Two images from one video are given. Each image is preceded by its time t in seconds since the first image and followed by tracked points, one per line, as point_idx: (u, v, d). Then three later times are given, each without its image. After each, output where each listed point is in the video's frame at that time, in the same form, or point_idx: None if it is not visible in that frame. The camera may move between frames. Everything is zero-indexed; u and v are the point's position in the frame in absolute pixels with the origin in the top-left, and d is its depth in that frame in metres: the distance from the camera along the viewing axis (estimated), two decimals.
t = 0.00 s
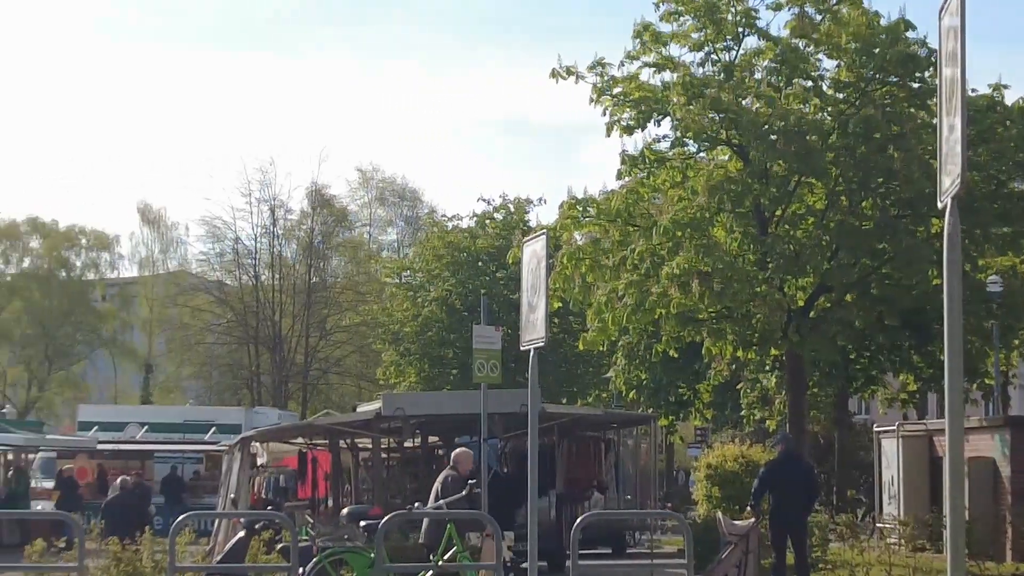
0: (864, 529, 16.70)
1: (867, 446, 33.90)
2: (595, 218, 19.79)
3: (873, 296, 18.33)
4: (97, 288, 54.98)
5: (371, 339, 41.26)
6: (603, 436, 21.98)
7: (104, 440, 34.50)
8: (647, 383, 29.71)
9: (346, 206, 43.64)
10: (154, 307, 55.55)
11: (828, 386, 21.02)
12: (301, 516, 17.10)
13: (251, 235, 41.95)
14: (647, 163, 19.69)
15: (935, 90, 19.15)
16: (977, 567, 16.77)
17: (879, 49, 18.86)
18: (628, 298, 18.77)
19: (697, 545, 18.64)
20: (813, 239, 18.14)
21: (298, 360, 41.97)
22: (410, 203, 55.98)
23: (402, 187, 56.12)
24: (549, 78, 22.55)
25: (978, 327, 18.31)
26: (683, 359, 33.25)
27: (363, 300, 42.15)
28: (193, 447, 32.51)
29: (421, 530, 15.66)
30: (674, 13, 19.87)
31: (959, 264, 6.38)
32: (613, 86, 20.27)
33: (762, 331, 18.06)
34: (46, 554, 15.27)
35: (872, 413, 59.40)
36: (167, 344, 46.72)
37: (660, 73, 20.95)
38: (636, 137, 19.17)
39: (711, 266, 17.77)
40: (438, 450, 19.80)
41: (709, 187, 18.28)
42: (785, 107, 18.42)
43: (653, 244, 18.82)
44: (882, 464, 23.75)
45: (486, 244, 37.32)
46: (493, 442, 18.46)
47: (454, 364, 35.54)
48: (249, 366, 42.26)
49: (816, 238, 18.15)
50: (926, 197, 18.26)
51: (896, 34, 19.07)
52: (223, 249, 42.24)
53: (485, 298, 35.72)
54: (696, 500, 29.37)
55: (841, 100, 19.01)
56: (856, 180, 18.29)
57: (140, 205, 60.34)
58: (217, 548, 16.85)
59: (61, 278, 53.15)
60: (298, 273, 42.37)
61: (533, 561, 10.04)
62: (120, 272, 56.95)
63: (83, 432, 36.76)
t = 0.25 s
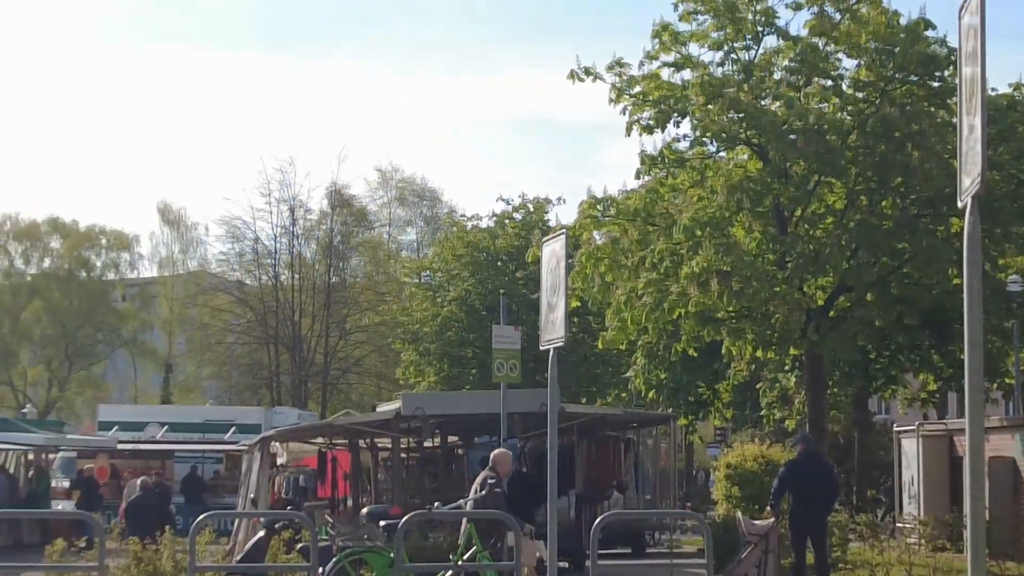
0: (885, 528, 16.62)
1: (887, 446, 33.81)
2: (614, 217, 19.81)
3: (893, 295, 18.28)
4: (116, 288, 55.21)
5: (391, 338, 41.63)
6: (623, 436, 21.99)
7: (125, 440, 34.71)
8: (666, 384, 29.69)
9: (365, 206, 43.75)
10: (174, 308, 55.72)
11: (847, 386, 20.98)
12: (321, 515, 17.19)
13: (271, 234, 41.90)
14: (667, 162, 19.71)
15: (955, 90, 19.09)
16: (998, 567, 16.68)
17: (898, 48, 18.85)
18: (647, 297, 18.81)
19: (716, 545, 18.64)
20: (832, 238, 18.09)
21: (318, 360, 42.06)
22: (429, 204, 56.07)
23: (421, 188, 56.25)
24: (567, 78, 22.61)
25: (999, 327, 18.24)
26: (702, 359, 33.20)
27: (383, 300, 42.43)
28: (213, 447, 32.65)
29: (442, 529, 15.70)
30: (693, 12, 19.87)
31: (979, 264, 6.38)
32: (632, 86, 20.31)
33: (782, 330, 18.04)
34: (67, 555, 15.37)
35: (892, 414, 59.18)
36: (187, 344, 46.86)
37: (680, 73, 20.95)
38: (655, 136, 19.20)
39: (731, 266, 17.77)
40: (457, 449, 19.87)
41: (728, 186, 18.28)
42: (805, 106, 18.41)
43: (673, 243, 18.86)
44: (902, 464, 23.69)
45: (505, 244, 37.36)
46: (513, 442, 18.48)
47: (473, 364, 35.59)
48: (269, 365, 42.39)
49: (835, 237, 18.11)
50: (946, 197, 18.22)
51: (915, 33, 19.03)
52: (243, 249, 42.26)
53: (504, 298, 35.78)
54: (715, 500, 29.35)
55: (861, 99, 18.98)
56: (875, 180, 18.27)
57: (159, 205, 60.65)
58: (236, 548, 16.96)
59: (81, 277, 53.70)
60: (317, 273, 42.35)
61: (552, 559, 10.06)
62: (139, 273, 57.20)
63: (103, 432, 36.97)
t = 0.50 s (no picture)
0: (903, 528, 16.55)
1: (906, 446, 33.73)
2: (632, 217, 19.87)
3: (912, 295, 18.25)
4: (135, 289, 55.44)
5: (409, 337, 41.63)
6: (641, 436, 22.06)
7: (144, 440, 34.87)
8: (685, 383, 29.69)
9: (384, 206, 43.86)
10: (193, 308, 55.92)
11: (866, 386, 20.97)
12: (340, 516, 17.26)
13: (289, 235, 42.18)
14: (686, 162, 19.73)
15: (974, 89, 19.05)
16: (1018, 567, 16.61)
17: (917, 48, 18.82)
18: (666, 297, 18.87)
19: (735, 544, 18.68)
20: (851, 238, 18.02)
21: (337, 360, 42.08)
22: (448, 204, 56.16)
23: (439, 188, 56.36)
24: (585, 79, 22.65)
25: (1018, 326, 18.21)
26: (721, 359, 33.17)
27: (400, 300, 42.41)
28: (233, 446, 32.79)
29: (461, 528, 15.75)
30: (712, 12, 19.89)
31: (999, 263, 6.39)
32: (650, 86, 20.34)
33: (800, 331, 17.99)
34: (88, 554, 15.48)
35: (912, 413, 58.98)
36: (206, 344, 47.04)
37: (698, 73, 20.97)
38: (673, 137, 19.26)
39: (750, 266, 17.80)
40: (476, 449, 19.93)
41: (747, 186, 18.30)
42: (824, 106, 18.42)
43: (693, 242, 18.96)
44: (921, 464, 23.65)
45: (524, 244, 37.42)
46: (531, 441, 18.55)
47: (492, 364, 35.63)
48: (288, 366, 42.53)
49: (854, 237, 18.07)
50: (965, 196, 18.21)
51: (935, 32, 19.02)
52: (262, 250, 42.52)
53: (522, 297, 35.84)
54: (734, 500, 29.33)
55: (880, 98, 18.97)
56: (894, 179, 18.27)
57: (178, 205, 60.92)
58: (256, 548, 17.04)
59: (100, 278, 53.93)
60: (336, 273, 42.62)
61: (571, 558, 10.12)
62: (158, 273, 57.45)
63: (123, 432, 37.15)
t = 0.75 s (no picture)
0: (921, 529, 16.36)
1: (924, 446, 33.66)
2: (649, 216, 19.93)
3: (929, 295, 18.25)
4: (153, 289, 55.69)
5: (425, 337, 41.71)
6: (658, 436, 22.15)
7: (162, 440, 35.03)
8: (703, 383, 29.70)
9: (401, 206, 43.95)
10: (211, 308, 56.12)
11: (883, 387, 20.97)
12: (357, 516, 17.33)
13: (307, 235, 42.18)
14: (703, 161, 19.68)
15: (993, 88, 18.96)
16: None
17: (935, 48, 18.83)
18: (683, 296, 18.91)
19: (752, 544, 18.68)
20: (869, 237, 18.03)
21: (354, 360, 42.21)
22: (465, 204, 56.26)
23: (456, 188, 56.47)
24: (603, 80, 22.69)
25: None
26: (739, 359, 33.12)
27: (418, 300, 42.48)
28: (251, 446, 32.92)
29: (479, 528, 15.82)
30: (728, 12, 19.88)
31: (1015, 263, 6.35)
32: (667, 86, 20.36)
33: (818, 330, 17.98)
34: (107, 554, 15.58)
35: (930, 413, 58.84)
36: (224, 344, 47.19)
37: (716, 72, 20.98)
38: (690, 136, 19.30)
39: (768, 265, 17.82)
40: (493, 449, 20.01)
41: (765, 186, 18.30)
42: (841, 106, 18.41)
43: (709, 242, 18.97)
44: (939, 463, 23.62)
45: (541, 244, 37.48)
46: (549, 442, 18.61)
47: (509, 363, 35.68)
48: (305, 366, 42.65)
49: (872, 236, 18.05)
50: (983, 196, 18.22)
51: (952, 32, 18.99)
52: (279, 249, 42.57)
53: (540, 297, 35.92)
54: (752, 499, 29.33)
55: (897, 98, 18.92)
56: (911, 179, 18.25)
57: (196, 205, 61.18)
58: (273, 548, 17.14)
59: (118, 278, 54.16)
60: (354, 274, 42.63)
61: (588, 557, 10.16)
62: (176, 273, 57.69)
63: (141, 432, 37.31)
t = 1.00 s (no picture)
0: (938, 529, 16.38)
1: (942, 446, 33.61)
2: (666, 216, 20.00)
3: (946, 295, 18.26)
4: (170, 289, 55.93)
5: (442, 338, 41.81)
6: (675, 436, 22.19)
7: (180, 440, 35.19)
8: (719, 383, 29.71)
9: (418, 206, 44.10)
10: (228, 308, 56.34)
11: (900, 387, 20.97)
12: (374, 516, 17.39)
13: (323, 235, 42.32)
14: (719, 162, 19.66)
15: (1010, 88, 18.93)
16: None
17: (952, 47, 18.81)
18: (701, 296, 18.99)
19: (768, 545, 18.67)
20: (886, 238, 18.04)
21: (371, 359, 42.34)
22: (482, 204, 56.34)
23: (472, 188, 56.58)
24: (619, 81, 22.73)
25: None
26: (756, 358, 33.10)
27: (434, 300, 42.58)
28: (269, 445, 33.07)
29: (496, 528, 15.86)
30: (745, 12, 19.91)
31: None
32: (683, 87, 20.39)
33: (835, 330, 17.97)
34: (124, 554, 15.67)
35: (947, 413, 58.69)
36: (241, 345, 47.33)
37: (732, 72, 21.00)
38: (707, 136, 19.33)
39: (785, 264, 17.89)
40: (510, 449, 20.07)
41: (782, 186, 18.31)
42: (858, 106, 18.41)
43: (726, 242, 19.02)
44: (956, 463, 23.61)
45: (557, 244, 37.51)
46: (566, 442, 18.67)
47: (526, 363, 35.76)
48: (322, 366, 42.78)
49: (889, 237, 18.05)
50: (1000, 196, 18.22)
51: (969, 32, 18.97)
52: (296, 250, 42.74)
53: (556, 297, 35.99)
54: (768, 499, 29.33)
55: (914, 98, 18.90)
56: (929, 179, 18.26)
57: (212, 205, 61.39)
58: (290, 548, 17.21)
59: (135, 278, 54.33)
60: (370, 274, 42.86)
61: (606, 557, 10.21)
62: (192, 273, 57.92)
63: (158, 432, 37.48)
